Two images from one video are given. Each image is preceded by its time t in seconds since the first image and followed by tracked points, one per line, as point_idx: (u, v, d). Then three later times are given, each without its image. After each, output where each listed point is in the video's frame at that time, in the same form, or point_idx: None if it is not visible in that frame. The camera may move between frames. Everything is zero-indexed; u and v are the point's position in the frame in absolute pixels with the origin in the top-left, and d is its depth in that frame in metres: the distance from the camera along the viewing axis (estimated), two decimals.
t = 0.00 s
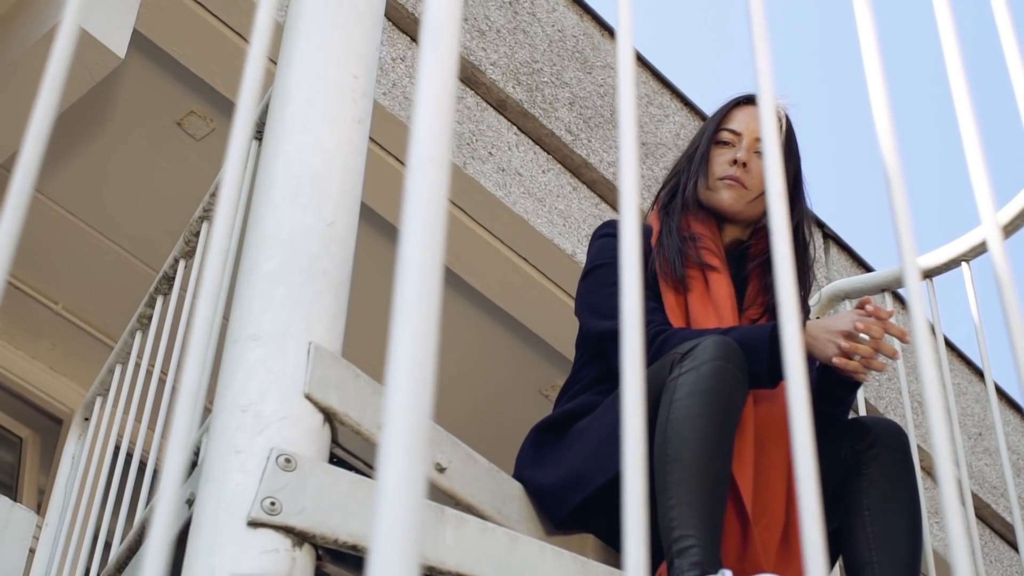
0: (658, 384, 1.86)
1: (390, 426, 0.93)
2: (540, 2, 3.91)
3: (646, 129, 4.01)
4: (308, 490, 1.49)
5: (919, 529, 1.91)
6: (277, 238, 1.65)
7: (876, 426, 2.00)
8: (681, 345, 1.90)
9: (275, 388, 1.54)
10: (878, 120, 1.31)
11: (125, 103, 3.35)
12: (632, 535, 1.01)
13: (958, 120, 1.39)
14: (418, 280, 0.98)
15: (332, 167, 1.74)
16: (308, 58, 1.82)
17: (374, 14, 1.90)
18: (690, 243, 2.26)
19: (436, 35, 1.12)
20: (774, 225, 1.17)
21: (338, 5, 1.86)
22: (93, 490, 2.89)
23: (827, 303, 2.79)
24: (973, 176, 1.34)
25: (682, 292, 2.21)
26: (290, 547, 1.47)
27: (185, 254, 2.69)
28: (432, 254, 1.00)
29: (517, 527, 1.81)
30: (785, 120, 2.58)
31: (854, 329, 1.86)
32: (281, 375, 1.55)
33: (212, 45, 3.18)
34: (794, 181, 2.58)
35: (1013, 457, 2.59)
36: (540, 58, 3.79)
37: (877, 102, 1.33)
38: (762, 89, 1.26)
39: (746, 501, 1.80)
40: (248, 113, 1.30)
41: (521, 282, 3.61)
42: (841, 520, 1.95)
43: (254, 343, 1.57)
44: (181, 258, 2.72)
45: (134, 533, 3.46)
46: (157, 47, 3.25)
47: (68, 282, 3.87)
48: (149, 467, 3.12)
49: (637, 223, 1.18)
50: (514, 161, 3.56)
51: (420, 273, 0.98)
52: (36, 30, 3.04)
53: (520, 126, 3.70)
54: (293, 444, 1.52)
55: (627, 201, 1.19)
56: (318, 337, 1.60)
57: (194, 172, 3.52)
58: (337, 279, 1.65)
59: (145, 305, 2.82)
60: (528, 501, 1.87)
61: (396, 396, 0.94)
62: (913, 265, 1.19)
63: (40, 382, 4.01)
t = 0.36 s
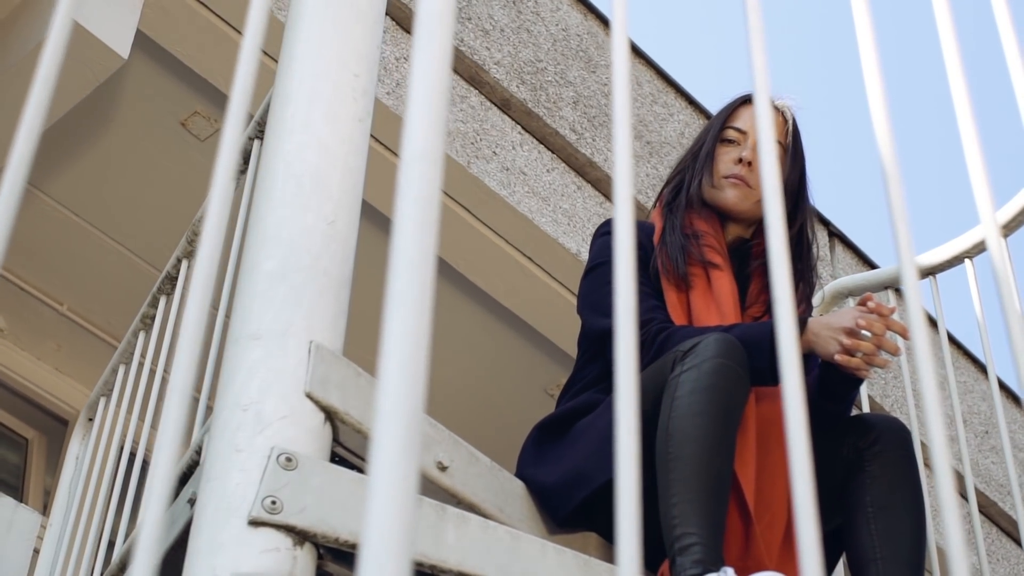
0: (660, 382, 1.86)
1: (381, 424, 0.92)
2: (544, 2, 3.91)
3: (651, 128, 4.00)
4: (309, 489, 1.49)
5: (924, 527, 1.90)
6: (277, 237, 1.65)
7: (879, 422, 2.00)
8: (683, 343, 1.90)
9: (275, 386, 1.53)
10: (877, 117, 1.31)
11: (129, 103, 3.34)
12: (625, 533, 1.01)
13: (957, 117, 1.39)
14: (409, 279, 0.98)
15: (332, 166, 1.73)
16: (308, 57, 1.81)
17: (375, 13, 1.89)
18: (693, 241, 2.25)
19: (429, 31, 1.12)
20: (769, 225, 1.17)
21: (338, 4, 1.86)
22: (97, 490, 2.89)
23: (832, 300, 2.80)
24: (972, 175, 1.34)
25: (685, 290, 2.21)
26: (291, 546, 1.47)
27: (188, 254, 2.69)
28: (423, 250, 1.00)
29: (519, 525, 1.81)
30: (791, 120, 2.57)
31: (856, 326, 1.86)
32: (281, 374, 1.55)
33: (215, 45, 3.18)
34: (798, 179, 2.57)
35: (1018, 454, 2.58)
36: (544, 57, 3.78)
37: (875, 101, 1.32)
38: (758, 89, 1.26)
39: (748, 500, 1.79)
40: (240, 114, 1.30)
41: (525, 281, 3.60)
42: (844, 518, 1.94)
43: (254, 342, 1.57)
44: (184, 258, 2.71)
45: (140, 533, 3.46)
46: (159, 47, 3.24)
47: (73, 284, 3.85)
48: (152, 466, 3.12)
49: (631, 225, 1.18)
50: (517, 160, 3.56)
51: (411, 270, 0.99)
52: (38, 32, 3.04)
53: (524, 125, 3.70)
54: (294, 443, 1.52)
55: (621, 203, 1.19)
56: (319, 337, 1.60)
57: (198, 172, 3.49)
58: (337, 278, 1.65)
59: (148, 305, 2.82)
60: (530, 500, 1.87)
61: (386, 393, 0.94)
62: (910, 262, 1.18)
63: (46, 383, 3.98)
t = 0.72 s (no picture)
0: (661, 381, 1.85)
1: (371, 421, 0.92)
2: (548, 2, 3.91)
3: (655, 127, 3.99)
4: (310, 488, 1.48)
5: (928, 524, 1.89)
6: (278, 236, 1.65)
7: (882, 420, 1.99)
8: (685, 341, 1.89)
9: (275, 385, 1.53)
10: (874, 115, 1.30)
11: (134, 102, 3.31)
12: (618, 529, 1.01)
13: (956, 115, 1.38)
14: (402, 277, 0.98)
15: (333, 166, 1.73)
16: (309, 57, 1.81)
17: (375, 12, 1.89)
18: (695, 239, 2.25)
19: (422, 29, 1.12)
20: (765, 226, 1.16)
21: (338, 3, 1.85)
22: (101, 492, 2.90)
23: (835, 297, 2.79)
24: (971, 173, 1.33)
25: (687, 289, 2.21)
26: (292, 546, 1.46)
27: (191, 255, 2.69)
28: (416, 246, 1.00)
29: (521, 524, 1.80)
30: (796, 119, 2.57)
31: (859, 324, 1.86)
32: (283, 374, 1.54)
33: (219, 45, 3.17)
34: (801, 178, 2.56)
35: (1023, 452, 2.57)
36: (548, 57, 3.78)
37: (872, 100, 1.32)
38: (753, 88, 1.26)
39: (749, 498, 1.79)
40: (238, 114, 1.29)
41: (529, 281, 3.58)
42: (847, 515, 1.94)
43: (255, 341, 1.56)
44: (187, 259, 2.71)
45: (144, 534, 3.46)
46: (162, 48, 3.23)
47: (77, 285, 3.80)
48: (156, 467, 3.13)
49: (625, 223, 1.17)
50: (522, 160, 3.55)
51: (404, 267, 0.99)
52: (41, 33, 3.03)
53: (529, 125, 3.69)
54: (295, 442, 1.51)
55: (615, 203, 1.18)
56: (320, 336, 1.60)
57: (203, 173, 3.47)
58: (338, 278, 1.65)
59: (151, 305, 2.82)
60: (531, 499, 1.86)
61: (378, 390, 0.94)
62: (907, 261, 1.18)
63: (52, 385, 3.97)
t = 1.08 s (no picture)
0: (661, 380, 1.85)
1: (361, 417, 0.93)
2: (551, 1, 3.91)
3: (659, 127, 3.99)
4: (310, 487, 1.48)
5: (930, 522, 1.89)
6: (277, 236, 1.64)
7: (883, 418, 1.98)
8: (686, 339, 1.89)
9: (275, 385, 1.53)
10: (870, 115, 1.30)
11: (137, 103, 3.31)
12: (608, 527, 1.01)
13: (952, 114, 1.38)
14: (393, 272, 0.99)
15: (333, 165, 1.73)
16: (309, 56, 1.80)
17: (375, 11, 1.89)
18: (696, 237, 2.25)
19: (413, 28, 1.13)
20: (759, 224, 1.16)
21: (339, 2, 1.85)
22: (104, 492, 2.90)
23: (837, 295, 2.77)
24: (967, 174, 1.33)
25: (687, 287, 2.21)
26: (291, 545, 1.46)
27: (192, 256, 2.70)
28: (405, 243, 1.01)
29: (521, 524, 1.80)
30: (797, 118, 2.56)
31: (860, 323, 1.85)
32: (283, 374, 1.54)
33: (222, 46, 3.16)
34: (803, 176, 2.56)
35: None
36: (551, 57, 3.78)
37: (869, 99, 1.31)
38: (746, 86, 1.25)
39: (750, 496, 1.79)
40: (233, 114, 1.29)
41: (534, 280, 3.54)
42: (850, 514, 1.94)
43: (255, 341, 1.56)
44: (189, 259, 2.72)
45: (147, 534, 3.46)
46: (164, 49, 3.23)
47: (80, 286, 3.77)
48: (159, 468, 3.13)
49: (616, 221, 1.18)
50: (525, 160, 3.55)
51: (395, 264, 0.99)
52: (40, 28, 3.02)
53: (532, 125, 3.69)
54: (295, 441, 1.51)
55: (607, 200, 1.19)
56: (319, 336, 1.60)
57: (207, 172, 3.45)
58: (337, 277, 1.65)
59: (153, 306, 2.81)
60: (532, 498, 1.86)
61: (368, 387, 0.94)
62: (902, 262, 1.18)
63: (56, 387, 3.95)
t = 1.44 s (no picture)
0: (659, 379, 1.85)
1: (348, 414, 0.94)
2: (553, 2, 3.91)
3: (661, 126, 3.99)
4: (307, 487, 1.48)
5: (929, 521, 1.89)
6: (275, 236, 1.64)
7: (882, 417, 1.98)
8: (684, 338, 1.89)
9: (273, 385, 1.53)
10: (863, 114, 1.30)
11: (139, 104, 3.30)
12: (597, 528, 1.01)
13: (946, 114, 1.38)
14: (381, 269, 0.99)
15: (331, 165, 1.73)
16: (308, 56, 1.80)
17: (374, 11, 1.89)
18: (695, 236, 2.25)
19: (402, 30, 1.14)
20: (749, 223, 1.16)
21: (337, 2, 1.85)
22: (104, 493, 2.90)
23: (836, 295, 2.77)
24: (960, 173, 1.33)
25: (686, 286, 2.21)
26: (289, 545, 1.46)
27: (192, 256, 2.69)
28: (393, 242, 1.02)
29: (521, 523, 1.80)
30: (797, 117, 2.56)
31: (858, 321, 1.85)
32: (282, 373, 1.54)
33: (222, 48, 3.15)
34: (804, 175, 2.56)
35: None
36: (553, 57, 3.78)
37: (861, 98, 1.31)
38: (738, 85, 1.25)
39: (749, 495, 1.78)
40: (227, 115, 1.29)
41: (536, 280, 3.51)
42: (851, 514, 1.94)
43: (253, 341, 1.56)
44: (189, 259, 2.72)
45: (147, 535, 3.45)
46: (165, 50, 3.23)
47: (81, 286, 3.76)
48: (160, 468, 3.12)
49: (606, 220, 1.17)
50: (526, 160, 3.55)
51: (383, 263, 1.00)
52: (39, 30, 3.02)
53: (534, 125, 3.68)
54: (294, 440, 1.51)
55: (597, 198, 1.19)
56: (318, 336, 1.59)
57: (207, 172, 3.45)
58: (336, 277, 1.64)
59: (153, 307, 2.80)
60: (531, 498, 1.86)
61: (354, 385, 0.95)
62: (894, 261, 1.18)
63: (58, 388, 3.93)
